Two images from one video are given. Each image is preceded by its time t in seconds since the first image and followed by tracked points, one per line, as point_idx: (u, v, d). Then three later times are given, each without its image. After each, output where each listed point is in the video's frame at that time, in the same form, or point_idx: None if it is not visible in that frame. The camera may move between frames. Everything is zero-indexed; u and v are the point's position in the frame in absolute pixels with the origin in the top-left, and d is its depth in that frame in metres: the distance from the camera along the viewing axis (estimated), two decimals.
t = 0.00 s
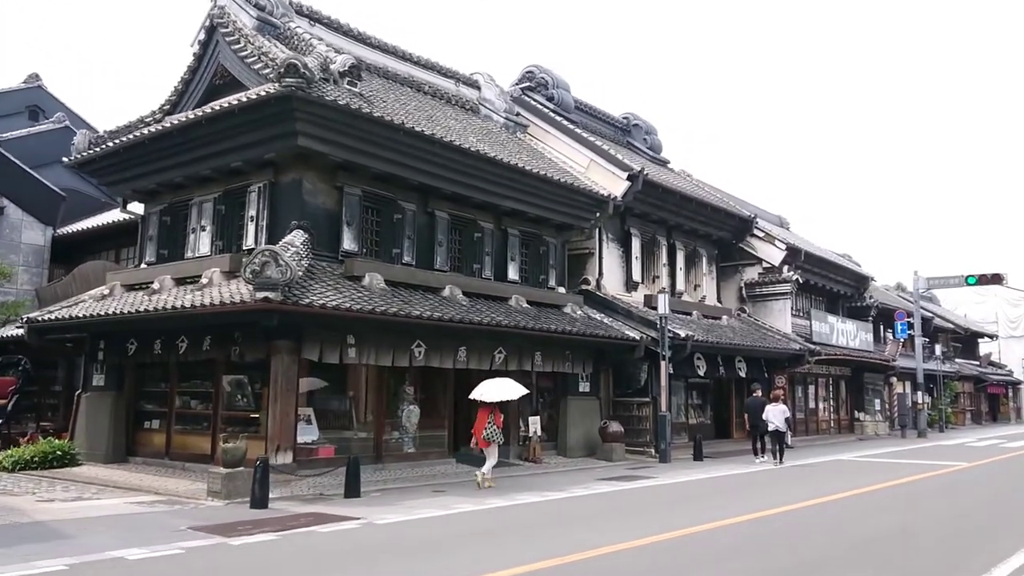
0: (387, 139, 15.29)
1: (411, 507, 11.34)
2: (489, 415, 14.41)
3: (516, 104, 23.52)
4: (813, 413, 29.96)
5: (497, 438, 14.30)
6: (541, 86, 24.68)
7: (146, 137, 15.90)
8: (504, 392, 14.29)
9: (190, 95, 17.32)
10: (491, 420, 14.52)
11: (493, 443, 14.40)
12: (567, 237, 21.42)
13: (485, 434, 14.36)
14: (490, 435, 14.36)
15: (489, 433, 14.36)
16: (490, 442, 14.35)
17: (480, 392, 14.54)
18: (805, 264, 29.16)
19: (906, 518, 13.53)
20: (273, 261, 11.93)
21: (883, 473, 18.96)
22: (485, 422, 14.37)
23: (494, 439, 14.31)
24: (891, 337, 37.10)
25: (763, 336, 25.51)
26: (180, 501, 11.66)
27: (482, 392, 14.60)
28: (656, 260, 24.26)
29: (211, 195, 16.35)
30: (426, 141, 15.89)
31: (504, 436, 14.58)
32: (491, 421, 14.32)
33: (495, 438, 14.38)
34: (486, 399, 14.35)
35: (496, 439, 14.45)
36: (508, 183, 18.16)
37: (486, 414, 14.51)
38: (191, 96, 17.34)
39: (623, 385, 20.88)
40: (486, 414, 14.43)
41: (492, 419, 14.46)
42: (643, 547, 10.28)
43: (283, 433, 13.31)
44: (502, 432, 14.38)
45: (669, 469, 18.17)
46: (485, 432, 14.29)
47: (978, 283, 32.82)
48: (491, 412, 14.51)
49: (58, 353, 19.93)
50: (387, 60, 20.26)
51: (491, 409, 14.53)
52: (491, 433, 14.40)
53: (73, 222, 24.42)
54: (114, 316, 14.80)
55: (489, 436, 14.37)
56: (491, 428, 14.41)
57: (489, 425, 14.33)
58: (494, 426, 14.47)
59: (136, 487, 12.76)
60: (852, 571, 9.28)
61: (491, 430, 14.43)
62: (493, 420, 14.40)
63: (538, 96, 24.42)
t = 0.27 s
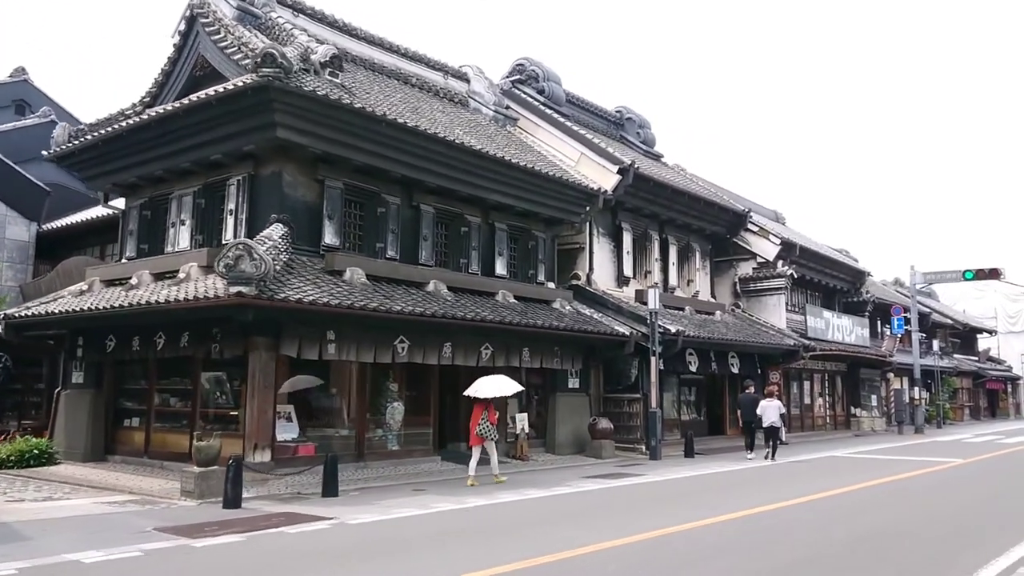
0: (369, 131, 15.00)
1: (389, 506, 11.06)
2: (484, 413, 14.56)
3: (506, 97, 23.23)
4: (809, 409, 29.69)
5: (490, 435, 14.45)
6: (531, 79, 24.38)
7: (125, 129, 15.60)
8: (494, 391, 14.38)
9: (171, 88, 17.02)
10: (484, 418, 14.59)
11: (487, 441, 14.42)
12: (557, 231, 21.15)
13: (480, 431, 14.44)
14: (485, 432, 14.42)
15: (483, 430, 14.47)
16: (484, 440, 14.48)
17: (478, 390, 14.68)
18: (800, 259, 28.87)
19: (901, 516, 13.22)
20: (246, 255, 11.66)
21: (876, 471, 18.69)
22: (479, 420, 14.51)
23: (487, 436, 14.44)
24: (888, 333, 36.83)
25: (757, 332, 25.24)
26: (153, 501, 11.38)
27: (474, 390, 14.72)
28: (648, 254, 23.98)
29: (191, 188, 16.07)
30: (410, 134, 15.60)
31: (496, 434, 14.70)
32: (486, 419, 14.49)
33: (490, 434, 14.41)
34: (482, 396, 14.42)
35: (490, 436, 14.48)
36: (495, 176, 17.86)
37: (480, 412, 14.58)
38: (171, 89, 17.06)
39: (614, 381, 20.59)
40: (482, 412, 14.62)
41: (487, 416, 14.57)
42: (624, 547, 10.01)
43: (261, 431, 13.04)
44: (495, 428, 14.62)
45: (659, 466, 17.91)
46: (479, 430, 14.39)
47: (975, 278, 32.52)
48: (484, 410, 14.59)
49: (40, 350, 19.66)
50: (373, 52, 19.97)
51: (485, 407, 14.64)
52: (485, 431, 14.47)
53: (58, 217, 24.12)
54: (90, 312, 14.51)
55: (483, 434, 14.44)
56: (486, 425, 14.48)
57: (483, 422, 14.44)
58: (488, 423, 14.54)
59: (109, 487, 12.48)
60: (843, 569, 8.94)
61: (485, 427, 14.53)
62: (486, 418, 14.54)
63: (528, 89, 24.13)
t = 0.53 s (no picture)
0: (357, 127, 14.75)
1: (371, 509, 10.80)
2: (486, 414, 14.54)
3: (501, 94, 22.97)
4: (810, 410, 29.35)
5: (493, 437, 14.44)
6: (527, 76, 24.12)
7: (110, 126, 15.38)
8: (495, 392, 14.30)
9: (159, 84, 16.81)
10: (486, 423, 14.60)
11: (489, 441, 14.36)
12: (552, 230, 20.87)
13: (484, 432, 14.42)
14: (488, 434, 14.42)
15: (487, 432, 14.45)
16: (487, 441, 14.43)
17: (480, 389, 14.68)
18: (801, 258, 28.53)
19: (900, 519, 12.90)
20: (227, 253, 11.41)
21: (877, 472, 18.37)
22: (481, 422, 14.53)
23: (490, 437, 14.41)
24: (892, 333, 36.46)
25: (756, 331, 24.93)
26: (131, 503, 11.13)
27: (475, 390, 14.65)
28: (646, 253, 23.70)
29: (178, 186, 15.84)
30: (399, 130, 15.32)
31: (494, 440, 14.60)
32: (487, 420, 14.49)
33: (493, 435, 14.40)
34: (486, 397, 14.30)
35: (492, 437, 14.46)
36: (487, 174, 17.59)
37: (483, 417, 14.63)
38: (159, 85, 16.83)
39: (610, 382, 20.30)
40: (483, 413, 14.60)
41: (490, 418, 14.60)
42: (612, 550, 9.74)
43: (245, 433, 12.80)
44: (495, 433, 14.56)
45: (655, 468, 17.62)
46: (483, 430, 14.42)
47: (979, 277, 32.13)
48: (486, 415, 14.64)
49: (29, 351, 19.44)
50: (365, 49, 19.73)
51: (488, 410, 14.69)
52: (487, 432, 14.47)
53: (51, 216, 23.95)
54: (73, 312, 14.28)
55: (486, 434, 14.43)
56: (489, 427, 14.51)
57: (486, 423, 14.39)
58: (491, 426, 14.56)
59: (90, 490, 12.25)
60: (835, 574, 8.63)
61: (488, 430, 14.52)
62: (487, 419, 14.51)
63: (524, 86, 23.87)
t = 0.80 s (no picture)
0: (348, 125, 14.50)
1: (357, 514, 10.54)
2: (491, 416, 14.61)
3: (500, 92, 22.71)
4: (817, 409, 28.93)
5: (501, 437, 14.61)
6: (527, 72, 23.84)
7: (99, 125, 15.19)
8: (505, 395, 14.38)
9: (150, 83, 16.62)
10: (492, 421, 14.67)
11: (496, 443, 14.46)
12: (551, 228, 20.58)
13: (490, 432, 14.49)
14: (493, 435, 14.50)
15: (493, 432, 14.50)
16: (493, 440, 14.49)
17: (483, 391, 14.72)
18: (806, 256, 28.12)
19: (903, 522, 12.57)
20: (210, 252, 11.15)
21: (882, 474, 17.99)
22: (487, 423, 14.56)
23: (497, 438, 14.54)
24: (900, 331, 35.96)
25: (760, 330, 24.57)
26: (112, 508, 10.88)
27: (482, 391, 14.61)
28: (648, 251, 23.38)
29: (168, 186, 15.65)
30: (391, 127, 15.05)
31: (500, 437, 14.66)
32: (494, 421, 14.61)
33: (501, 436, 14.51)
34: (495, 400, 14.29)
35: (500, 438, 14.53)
36: (483, 171, 17.31)
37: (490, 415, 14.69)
38: (150, 84, 16.64)
39: (610, 382, 19.99)
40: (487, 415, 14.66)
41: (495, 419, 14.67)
42: (601, 554, 9.45)
43: (232, 436, 12.54)
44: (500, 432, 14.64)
45: (655, 470, 17.30)
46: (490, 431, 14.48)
47: (989, 274, 31.62)
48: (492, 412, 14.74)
49: (23, 352, 19.29)
50: (360, 46, 19.49)
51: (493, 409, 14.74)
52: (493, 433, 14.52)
53: (48, 218, 23.82)
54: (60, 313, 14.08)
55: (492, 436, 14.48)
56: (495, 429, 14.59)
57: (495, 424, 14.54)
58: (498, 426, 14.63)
59: (74, 494, 12.01)
60: None
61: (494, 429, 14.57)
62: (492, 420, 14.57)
63: (523, 83, 23.59)
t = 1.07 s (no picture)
0: (340, 119, 14.28)
1: (342, 514, 10.30)
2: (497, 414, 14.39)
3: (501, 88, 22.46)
4: (825, 410, 28.50)
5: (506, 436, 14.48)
6: (528, 68, 23.57)
7: (91, 120, 15.04)
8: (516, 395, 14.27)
9: (144, 78, 16.46)
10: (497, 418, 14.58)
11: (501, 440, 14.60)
12: (552, 225, 20.31)
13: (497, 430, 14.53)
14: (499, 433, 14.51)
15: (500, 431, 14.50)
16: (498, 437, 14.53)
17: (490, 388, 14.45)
18: (814, 254, 27.71)
19: (905, 523, 12.22)
20: (194, 247, 10.95)
21: (888, 474, 17.61)
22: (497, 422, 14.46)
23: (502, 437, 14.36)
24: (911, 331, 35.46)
25: (766, 329, 24.20)
26: (96, 507, 10.69)
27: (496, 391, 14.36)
28: (651, 249, 23.05)
29: (161, 181, 15.48)
30: (384, 121, 14.83)
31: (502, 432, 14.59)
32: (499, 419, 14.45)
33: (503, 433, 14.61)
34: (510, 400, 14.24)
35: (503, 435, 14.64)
36: (480, 166, 17.06)
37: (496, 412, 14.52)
38: (144, 79, 16.48)
39: (612, 381, 19.69)
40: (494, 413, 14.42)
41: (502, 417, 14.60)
42: (589, 556, 9.17)
43: (221, 434, 12.35)
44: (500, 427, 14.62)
45: (656, 470, 16.99)
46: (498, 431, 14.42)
47: (1001, 272, 31.10)
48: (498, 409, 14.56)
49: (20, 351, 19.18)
50: (358, 41, 19.28)
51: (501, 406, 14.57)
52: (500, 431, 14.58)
53: (48, 216, 23.76)
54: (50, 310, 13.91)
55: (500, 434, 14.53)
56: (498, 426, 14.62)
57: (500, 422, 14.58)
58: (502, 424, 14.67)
59: (60, 493, 11.84)
60: None
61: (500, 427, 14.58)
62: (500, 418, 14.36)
63: (525, 79, 23.33)
